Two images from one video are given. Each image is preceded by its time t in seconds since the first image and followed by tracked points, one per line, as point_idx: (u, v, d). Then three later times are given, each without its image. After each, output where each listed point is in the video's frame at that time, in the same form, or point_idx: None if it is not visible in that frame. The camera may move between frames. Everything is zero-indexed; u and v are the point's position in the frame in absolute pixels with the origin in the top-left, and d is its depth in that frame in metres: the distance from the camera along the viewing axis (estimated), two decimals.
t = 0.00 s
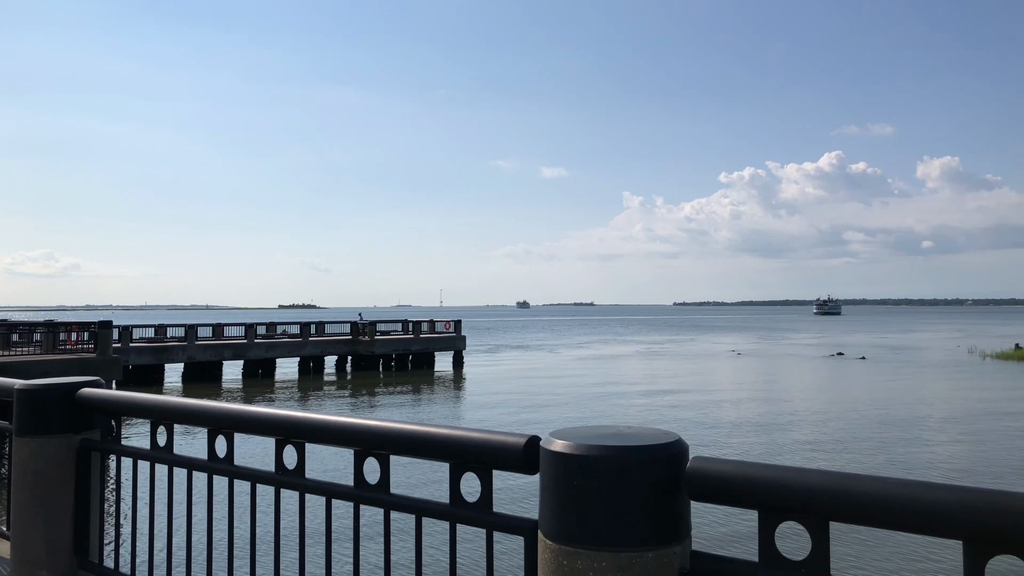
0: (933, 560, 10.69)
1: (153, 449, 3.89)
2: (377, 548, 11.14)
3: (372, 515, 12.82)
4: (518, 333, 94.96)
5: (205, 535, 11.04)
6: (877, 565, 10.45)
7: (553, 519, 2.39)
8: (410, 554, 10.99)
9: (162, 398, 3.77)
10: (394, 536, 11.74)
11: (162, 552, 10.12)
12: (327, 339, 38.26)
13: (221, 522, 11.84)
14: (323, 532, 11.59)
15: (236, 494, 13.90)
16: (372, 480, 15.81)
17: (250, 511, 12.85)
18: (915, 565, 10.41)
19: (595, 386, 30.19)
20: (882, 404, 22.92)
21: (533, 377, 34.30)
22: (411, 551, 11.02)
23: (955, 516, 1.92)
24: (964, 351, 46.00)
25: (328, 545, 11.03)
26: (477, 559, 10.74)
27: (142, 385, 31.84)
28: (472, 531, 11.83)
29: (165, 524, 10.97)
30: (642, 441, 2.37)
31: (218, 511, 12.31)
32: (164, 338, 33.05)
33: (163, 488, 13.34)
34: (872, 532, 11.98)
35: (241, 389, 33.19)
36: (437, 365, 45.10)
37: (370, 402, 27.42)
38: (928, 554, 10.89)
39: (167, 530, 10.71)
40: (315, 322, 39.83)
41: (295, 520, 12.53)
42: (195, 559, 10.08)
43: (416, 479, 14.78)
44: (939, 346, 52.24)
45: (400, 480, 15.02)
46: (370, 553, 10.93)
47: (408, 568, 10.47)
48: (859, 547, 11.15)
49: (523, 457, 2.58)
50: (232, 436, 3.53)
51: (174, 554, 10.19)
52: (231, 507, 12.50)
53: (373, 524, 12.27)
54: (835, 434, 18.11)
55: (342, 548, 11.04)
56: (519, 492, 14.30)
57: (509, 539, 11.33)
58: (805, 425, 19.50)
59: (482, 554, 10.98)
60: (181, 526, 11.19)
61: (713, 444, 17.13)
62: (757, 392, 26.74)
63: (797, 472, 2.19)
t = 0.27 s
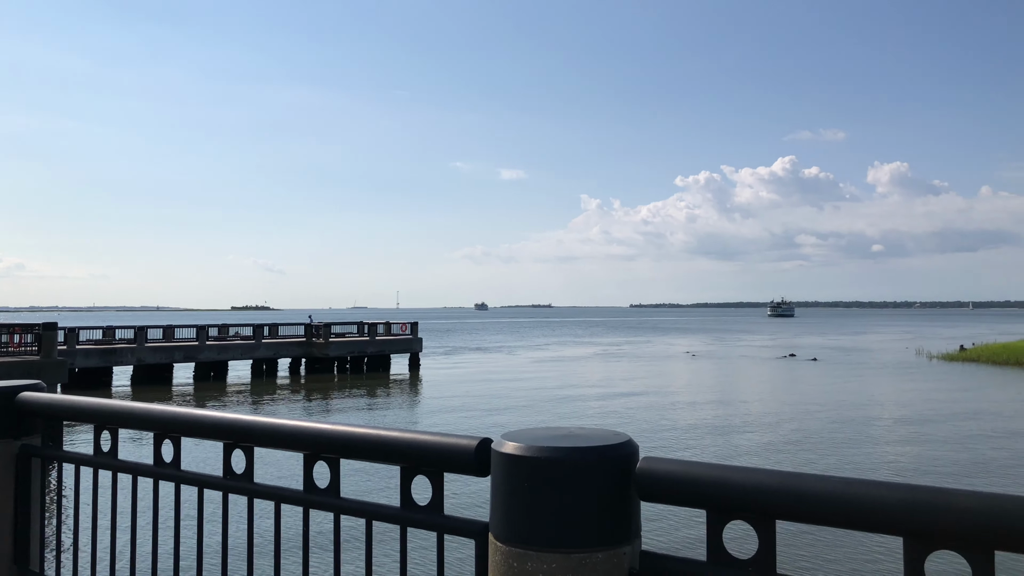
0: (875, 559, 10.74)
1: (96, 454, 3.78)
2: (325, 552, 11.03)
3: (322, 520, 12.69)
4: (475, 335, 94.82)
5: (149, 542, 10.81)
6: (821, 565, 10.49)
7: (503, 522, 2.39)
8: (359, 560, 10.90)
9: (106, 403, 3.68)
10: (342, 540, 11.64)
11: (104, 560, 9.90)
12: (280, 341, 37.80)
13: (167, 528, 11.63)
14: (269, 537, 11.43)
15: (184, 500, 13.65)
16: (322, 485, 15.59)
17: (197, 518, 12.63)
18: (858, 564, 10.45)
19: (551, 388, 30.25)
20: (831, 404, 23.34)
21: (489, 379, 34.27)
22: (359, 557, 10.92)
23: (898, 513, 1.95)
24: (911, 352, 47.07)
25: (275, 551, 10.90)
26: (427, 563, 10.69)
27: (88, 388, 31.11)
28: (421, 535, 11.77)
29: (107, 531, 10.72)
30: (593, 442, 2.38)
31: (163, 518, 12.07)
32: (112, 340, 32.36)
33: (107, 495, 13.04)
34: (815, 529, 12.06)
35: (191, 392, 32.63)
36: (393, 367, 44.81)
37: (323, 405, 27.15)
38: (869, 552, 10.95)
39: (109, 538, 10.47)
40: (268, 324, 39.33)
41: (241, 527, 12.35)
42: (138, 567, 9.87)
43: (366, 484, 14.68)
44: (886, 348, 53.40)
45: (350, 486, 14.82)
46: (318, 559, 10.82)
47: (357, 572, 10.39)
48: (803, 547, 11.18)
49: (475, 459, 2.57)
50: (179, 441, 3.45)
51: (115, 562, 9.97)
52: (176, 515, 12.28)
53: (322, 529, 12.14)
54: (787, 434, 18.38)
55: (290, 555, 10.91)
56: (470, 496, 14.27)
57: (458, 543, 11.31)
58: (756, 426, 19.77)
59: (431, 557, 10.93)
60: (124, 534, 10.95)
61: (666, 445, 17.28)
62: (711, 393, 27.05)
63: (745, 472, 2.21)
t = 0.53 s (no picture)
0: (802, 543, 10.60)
1: (15, 454, 3.64)
2: (255, 551, 10.86)
3: (253, 518, 12.49)
4: (416, 330, 94.26)
5: (72, 544, 10.50)
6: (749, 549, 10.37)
7: (435, 517, 2.37)
8: (291, 558, 10.75)
9: (25, 400, 3.54)
10: (273, 538, 11.48)
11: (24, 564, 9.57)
12: (214, 337, 37.05)
13: (90, 529, 11.30)
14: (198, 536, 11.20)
15: (110, 500, 13.28)
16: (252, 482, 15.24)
17: (121, 518, 12.31)
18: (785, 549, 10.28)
19: (491, 383, 30.27)
20: (766, 396, 23.86)
21: (428, 375, 34.13)
22: (291, 555, 10.78)
23: (822, 503, 1.99)
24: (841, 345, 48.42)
25: (204, 551, 10.70)
26: (360, 559, 10.62)
27: (11, 386, 30.05)
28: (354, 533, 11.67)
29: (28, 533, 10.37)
30: (525, 435, 2.37)
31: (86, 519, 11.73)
32: (37, 336, 31.30)
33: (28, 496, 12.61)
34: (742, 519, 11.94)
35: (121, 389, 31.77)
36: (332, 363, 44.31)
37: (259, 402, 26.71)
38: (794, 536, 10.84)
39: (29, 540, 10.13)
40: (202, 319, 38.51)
41: (169, 526, 12.08)
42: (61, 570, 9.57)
43: (299, 481, 14.48)
44: (818, 341, 54.83)
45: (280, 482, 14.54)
46: (248, 557, 10.65)
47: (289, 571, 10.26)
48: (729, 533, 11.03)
49: (406, 454, 2.54)
50: (103, 438, 3.35)
51: (37, 564, 9.65)
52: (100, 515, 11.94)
53: (252, 527, 11.96)
54: (722, 426, 18.73)
55: (219, 554, 10.71)
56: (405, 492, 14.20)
57: (392, 539, 11.25)
58: (693, 418, 20.09)
59: (364, 554, 10.85)
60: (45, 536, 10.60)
61: (604, 438, 17.45)
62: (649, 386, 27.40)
63: (675, 463, 2.24)
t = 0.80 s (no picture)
0: (742, 541, 10.38)
1: None
2: (193, 553, 10.64)
3: (191, 520, 12.23)
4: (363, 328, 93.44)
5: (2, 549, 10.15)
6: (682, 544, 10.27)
7: (377, 515, 2.35)
8: (230, 559, 10.56)
9: None
10: (212, 540, 11.25)
11: None
12: (155, 335, 36.24)
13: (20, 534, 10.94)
14: (132, 538, 10.93)
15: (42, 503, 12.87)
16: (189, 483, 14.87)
17: (53, 520, 11.94)
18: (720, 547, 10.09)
19: (439, 381, 30.19)
20: (710, 392, 24.22)
21: (375, 373, 33.87)
22: (230, 556, 10.58)
23: (757, 496, 2.03)
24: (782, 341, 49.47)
25: (139, 553, 10.44)
26: (301, 560, 10.48)
27: None
28: (295, 533, 11.50)
29: None
30: (468, 433, 2.37)
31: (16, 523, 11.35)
32: None
33: None
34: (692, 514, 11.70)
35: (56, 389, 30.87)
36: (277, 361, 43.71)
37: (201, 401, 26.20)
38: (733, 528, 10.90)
39: None
40: (142, 317, 37.63)
41: (103, 527, 11.75)
42: None
43: (238, 481, 14.22)
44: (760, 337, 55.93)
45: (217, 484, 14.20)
46: (186, 559, 10.43)
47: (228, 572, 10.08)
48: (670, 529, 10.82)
49: (348, 452, 2.52)
50: (33, 441, 3.25)
51: None
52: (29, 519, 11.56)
53: (190, 528, 11.71)
54: (668, 421, 18.98)
55: (156, 556, 10.46)
56: (348, 491, 14.04)
57: (333, 539, 11.13)
58: (638, 414, 20.30)
59: (305, 554, 10.71)
60: None
61: (551, 435, 17.51)
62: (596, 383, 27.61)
63: (616, 459, 2.25)
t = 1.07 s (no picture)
0: (691, 533, 10.48)
1: None
2: (131, 550, 10.38)
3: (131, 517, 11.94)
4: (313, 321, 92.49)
5: None
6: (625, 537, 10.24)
7: (321, 511, 2.32)
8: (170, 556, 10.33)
9: None
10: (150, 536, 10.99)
11: None
12: (96, 330, 35.37)
13: None
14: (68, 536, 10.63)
15: None
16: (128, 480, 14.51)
17: None
18: (670, 538, 10.16)
19: (390, 374, 30.03)
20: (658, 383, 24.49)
21: (325, 367, 33.53)
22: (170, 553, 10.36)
23: (701, 486, 2.05)
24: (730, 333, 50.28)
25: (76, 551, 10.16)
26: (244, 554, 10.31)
27: None
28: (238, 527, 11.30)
29: None
30: (412, 427, 2.35)
31: None
32: None
33: None
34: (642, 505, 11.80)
35: None
36: (224, 356, 43.04)
37: (144, 397, 25.65)
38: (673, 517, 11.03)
39: None
40: (82, 312, 36.68)
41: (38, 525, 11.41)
42: None
43: (179, 476, 13.92)
44: (708, 329, 56.75)
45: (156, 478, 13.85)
46: (126, 557, 10.18)
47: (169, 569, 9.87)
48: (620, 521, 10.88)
49: (291, 448, 2.49)
50: None
51: None
52: None
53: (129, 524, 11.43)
54: (618, 413, 19.15)
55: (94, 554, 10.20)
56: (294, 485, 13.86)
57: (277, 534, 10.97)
58: (589, 406, 20.44)
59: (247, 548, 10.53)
60: None
61: (502, 428, 17.54)
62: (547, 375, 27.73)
63: (561, 451, 2.25)
